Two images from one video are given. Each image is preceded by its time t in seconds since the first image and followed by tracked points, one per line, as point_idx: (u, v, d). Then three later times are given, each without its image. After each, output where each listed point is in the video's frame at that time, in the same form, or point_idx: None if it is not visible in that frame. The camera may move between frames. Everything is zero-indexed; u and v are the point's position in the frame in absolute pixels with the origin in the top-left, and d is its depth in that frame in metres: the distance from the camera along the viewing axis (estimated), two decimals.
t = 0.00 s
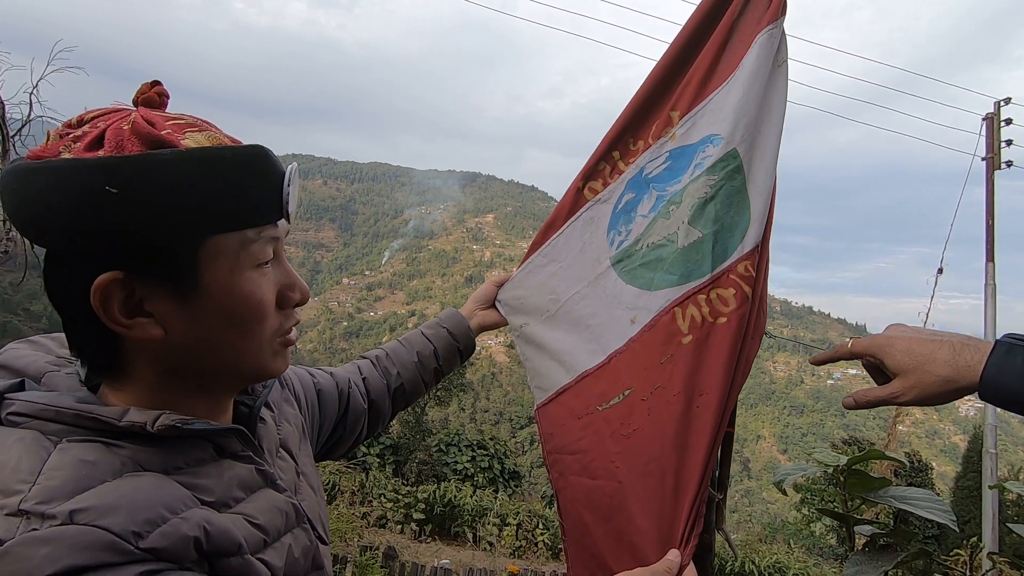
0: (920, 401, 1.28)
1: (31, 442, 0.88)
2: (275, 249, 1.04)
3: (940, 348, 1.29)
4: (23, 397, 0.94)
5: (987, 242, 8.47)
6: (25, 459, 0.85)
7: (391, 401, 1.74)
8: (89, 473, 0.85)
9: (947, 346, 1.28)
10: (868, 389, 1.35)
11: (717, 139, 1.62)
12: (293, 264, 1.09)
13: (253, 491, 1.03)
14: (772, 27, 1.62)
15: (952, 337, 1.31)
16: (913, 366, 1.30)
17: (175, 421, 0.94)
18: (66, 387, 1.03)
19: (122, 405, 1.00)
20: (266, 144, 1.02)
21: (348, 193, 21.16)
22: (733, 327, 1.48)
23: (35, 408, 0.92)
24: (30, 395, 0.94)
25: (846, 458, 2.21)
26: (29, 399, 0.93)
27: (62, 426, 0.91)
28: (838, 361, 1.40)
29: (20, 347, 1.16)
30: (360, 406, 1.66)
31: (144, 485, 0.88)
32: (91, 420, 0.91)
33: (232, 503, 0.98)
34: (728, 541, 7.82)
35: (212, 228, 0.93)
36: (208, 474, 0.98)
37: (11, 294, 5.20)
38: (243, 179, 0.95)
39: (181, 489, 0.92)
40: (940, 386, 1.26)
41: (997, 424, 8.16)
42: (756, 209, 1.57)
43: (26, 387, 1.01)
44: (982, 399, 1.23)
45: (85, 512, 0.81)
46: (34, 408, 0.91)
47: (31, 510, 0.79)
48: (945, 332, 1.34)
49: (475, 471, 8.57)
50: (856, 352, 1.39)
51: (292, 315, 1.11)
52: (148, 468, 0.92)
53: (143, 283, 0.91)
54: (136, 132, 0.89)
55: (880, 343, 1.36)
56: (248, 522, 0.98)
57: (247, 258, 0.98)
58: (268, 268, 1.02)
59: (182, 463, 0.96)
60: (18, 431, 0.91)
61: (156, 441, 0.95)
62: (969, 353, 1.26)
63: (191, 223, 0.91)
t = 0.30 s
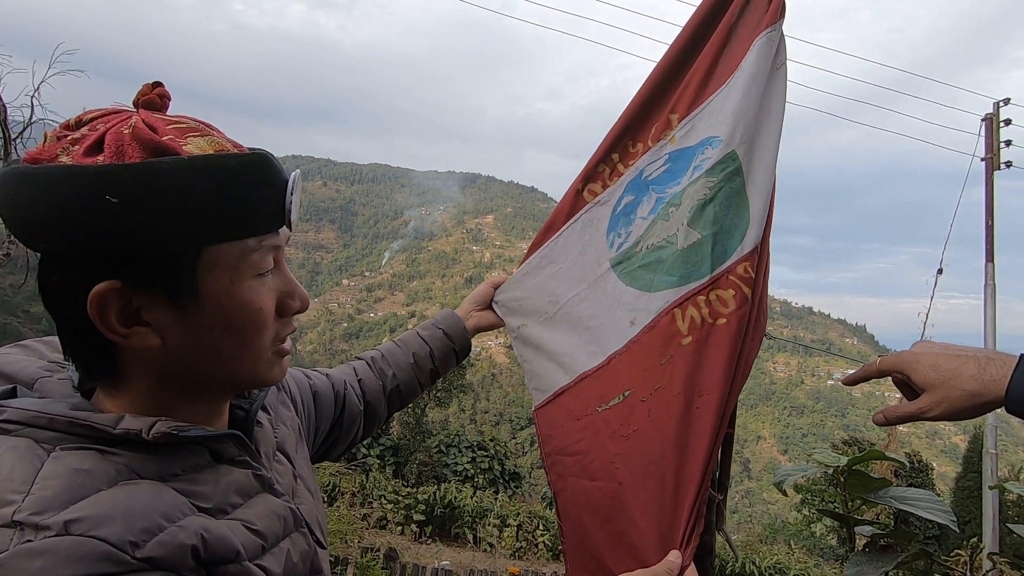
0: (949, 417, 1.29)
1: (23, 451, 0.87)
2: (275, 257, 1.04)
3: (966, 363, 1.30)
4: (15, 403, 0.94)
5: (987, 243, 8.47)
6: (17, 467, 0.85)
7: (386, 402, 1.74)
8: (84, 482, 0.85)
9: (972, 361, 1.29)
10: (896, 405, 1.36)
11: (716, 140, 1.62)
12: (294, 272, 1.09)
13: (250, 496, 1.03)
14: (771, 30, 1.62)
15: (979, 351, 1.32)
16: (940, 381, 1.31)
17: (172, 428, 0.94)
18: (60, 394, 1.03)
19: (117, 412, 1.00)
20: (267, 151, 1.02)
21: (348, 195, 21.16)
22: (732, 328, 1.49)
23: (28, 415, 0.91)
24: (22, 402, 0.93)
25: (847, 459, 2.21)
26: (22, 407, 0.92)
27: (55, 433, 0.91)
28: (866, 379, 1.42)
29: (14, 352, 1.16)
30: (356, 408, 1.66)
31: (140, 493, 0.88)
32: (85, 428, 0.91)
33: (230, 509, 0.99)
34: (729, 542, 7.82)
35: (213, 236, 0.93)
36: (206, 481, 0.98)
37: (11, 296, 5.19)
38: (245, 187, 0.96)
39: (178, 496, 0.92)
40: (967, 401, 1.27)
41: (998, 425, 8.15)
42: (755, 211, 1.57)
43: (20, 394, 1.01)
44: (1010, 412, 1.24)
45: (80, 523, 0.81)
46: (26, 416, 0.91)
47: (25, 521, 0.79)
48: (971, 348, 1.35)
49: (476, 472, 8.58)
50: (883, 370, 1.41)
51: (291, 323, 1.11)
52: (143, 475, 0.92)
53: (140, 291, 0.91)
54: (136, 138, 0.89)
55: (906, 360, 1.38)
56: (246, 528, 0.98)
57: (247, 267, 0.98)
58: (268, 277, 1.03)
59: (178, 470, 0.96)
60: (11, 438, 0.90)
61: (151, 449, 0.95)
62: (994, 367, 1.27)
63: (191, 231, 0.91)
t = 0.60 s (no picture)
0: (967, 430, 1.27)
1: (22, 454, 0.86)
2: (273, 257, 1.04)
3: (981, 376, 1.29)
4: (13, 405, 0.93)
5: (989, 242, 8.45)
6: (17, 471, 0.84)
7: (382, 401, 1.74)
8: (84, 485, 0.85)
9: (987, 374, 1.28)
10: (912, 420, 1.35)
11: (716, 140, 1.62)
12: (291, 271, 1.09)
13: (250, 497, 1.03)
14: (771, 30, 1.62)
15: (995, 365, 1.31)
16: (956, 396, 1.30)
17: (172, 431, 0.94)
18: (58, 395, 1.03)
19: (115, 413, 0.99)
20: (263, 151, 1.02)
21: (348, 195, 21.17)
22: (732, 328, 1.49)
23: (26, 417, 0.91)
24: (20, 404, 0.93)
25: (849, 459, 2.20)
26: (20, 409, 0.92)
27: (54, 436, 0.90)
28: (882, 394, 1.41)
29: (10, 353, 1.15)
30: (353, 407, 1.66)
31: (141, 496, 0.87)
32: (84, 430, 0.90)
33: (230, 510, 0.98)
34: (730, 543, 7.81)
35: (211, 237, 0.93)
36: (206, 483, 0.98)
37: (13, 297, 5.18)
38: (242, 188, 0.95)
39: (180, 499, 0.92)
40: (985, 413, 1.25)
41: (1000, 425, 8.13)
42: (754, 211, 1.57)
43: (17, 396, 1.01)
44: None
45: (82, 526, 0.81)
46: (25, 418, 0.90)
47: (26, 524, 0.78)
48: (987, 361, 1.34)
49: (477, 473, 8.59)
50: (899, 385, 1.40)
51: (288, 324, 1.11)
52: (144, 478, 0.91)
53: (138, 292, 0.91)
54: (132, 138, 0.89)
55: (921, 375, 1.37)
56: (247, 529, 0.98)
57: (246, 268, 0.98)
58: (266, 276, 1.02)
59: (179, 471, 0.96)
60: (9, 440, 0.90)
61: (151, 450, 0.95)
62: (1011, 379, 1.26)
63: (188, 232, 0.91)
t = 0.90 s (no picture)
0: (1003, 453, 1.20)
1: (51, 448, 0.88)
2: (291, 255, 1.03)
3: (1015, 395, 1.21)
4: (41, 400, 0.94)
5: (1005, 241, 8.32)
6: (45, 464, 0.85)
7: (394, 401, 1.73)
8: (110, 478, 0.85)
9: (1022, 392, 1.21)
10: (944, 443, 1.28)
11: (729, 139, 1.60)
12: (308, 269, 1.08)
13: (268, 492, 1.02)
14: (784, 27, 1.60)
15: None
16: (988, 417, 1.22)
17: (194, 425, 0.94)
18: (83, 391, 1.04)
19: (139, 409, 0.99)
20: (281, 152, 1.01)
21: (358, 196, 21.23)
22: (746, 328, 1.47)
23: (54, 412, 0.91)
24: (47, 399, 0.93)
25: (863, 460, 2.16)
26: (47, 404, 0.93)
27: (81, 430, 0.91)
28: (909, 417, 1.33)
29: (37, 350, 1.16)
30: (366, 407, 1.65)
31: (164, 488, 0.87)
32: (110, 424, 0.90)
33: (249, 504, 0.98)
34: (742, 544, 7.75)
35: (234, 235, 0.92)
36: (226, 477, 0.97)
37: (31, 298, 5.23)
38: (263, 187, 0.95)
39: (202, 492, 0.92)
40: (1022, 435, 1.17)
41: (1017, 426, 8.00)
42: (769, 210, 1.55)
43: (44, 391, 1.01)
44: None
45: (109, 517, 0.81)
46: (53, 413, 0.91)
47: (55, 515, 0.79)
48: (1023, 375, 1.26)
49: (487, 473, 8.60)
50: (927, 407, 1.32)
51: (306, 322, 1.11)
52: (167, 472, 0.91)
53: (162, 289, 0.91)
54: (158, 140, 0.89)
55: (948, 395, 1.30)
56: (266, 524, 0.97)
57: (266, 265, 0.98)
58: (285, 273, 1.02)
59: (200, 466, 0.95)
60: (38, 435, 0.90)
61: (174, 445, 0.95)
62: None
63: (212, 231, 0.90)
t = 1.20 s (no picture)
0: None
1: (75, 444, 0.88)
2: (303, 251, 1.02)
3: None
4: (65, 399, 0.94)
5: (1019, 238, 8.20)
6: (68, 459, 0.85)
7: (405, 405, 1.72)
8: (132, 472, 0.85)
9: None
10: None
11: (740, 138, 1.59)
12: (319, 265, 1.07)
13: (283, 490, 1.02)
14: (793, 25, 1.59)
15: None
16: None
17: (213, 423, 0.93)
18: (105, 390, 1.04)
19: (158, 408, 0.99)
20: (291, 152, 1.01)
21: (366, 198, 21.29)
22: (759, 329, 1.46)
23: (77, 410, 0.91)
24: (71, 397, 0.94)
25: (874, 461, 2.13)
26: (70, 402, 0.93)
27: (103, 427, 0.90)
28: None
29: (60, 350, 1.16)
30: (377, 411, 1.65)
31: (183, 484, 0.87)
32: (130, 422, 0.90)
33: (264, 502, 0.97)
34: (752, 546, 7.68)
35: (249, 230, 0.92)
36: (242, 474, 0.97)
37: (43, 300, 5.28)
38: (274, 185, 0.95)
39: (219, 488, 0.91)
40: None
41: None
42: (781, 209, 1.53)
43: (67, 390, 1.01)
44: None
45: (130, 509, 0.80)
46: (76, 410, 0.91)
47: (79, 507, 0.79)
48: None
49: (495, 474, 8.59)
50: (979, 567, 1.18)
51: (319, 318, 1.10)
52: (186, 468, 0.91)
53: (180, 284, 0.90)
54: (174, 142, 0.89)
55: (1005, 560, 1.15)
56: (281, 521, 0.97)
57: (279, 260, 0.97)
58: (297, 268, 1.01)
59: (217, 463, 0.95)
60: (62, 432, 0.91)
61: (193, 442, 0.94)
62: None
63: (228, 225, 0.90)
